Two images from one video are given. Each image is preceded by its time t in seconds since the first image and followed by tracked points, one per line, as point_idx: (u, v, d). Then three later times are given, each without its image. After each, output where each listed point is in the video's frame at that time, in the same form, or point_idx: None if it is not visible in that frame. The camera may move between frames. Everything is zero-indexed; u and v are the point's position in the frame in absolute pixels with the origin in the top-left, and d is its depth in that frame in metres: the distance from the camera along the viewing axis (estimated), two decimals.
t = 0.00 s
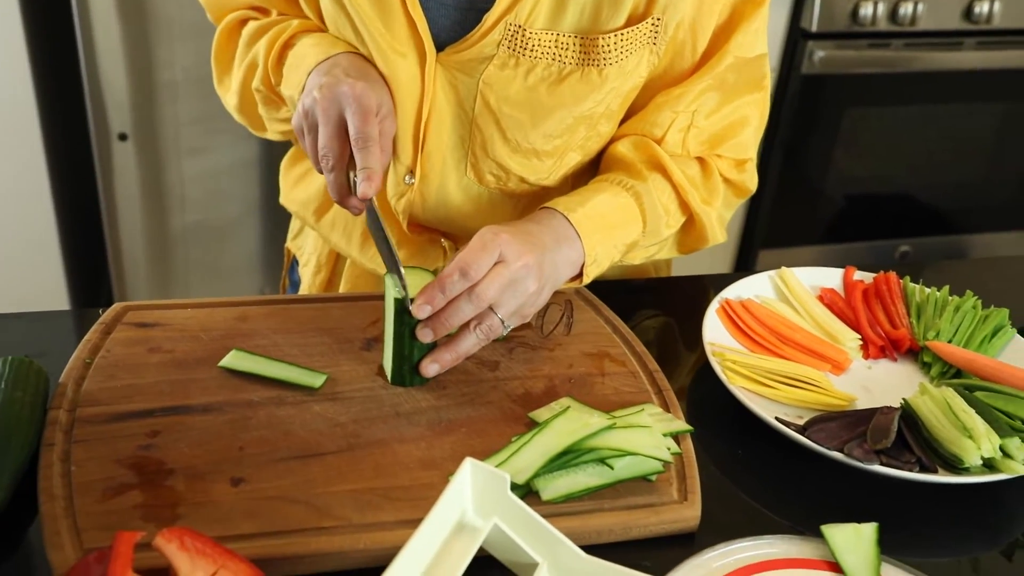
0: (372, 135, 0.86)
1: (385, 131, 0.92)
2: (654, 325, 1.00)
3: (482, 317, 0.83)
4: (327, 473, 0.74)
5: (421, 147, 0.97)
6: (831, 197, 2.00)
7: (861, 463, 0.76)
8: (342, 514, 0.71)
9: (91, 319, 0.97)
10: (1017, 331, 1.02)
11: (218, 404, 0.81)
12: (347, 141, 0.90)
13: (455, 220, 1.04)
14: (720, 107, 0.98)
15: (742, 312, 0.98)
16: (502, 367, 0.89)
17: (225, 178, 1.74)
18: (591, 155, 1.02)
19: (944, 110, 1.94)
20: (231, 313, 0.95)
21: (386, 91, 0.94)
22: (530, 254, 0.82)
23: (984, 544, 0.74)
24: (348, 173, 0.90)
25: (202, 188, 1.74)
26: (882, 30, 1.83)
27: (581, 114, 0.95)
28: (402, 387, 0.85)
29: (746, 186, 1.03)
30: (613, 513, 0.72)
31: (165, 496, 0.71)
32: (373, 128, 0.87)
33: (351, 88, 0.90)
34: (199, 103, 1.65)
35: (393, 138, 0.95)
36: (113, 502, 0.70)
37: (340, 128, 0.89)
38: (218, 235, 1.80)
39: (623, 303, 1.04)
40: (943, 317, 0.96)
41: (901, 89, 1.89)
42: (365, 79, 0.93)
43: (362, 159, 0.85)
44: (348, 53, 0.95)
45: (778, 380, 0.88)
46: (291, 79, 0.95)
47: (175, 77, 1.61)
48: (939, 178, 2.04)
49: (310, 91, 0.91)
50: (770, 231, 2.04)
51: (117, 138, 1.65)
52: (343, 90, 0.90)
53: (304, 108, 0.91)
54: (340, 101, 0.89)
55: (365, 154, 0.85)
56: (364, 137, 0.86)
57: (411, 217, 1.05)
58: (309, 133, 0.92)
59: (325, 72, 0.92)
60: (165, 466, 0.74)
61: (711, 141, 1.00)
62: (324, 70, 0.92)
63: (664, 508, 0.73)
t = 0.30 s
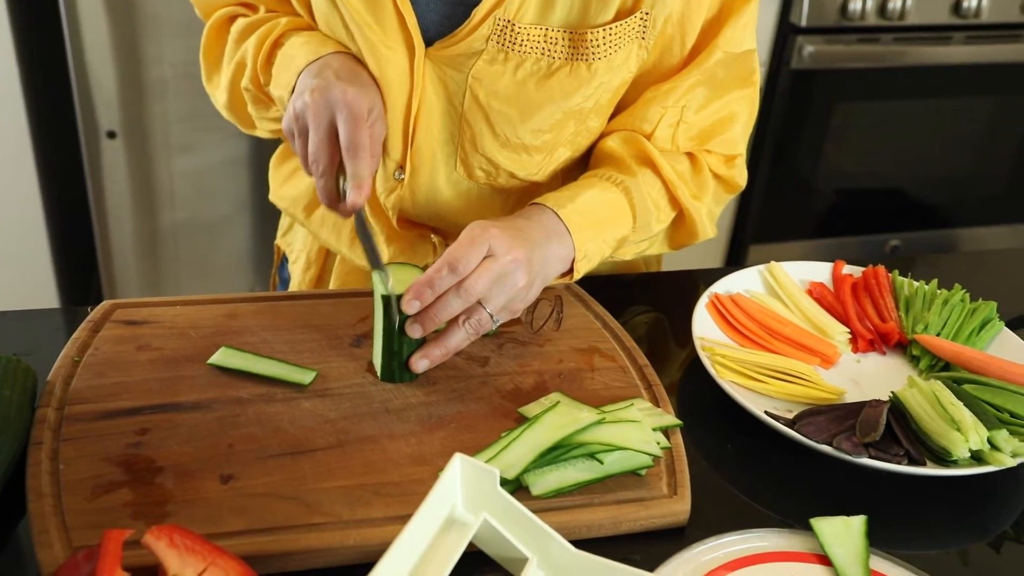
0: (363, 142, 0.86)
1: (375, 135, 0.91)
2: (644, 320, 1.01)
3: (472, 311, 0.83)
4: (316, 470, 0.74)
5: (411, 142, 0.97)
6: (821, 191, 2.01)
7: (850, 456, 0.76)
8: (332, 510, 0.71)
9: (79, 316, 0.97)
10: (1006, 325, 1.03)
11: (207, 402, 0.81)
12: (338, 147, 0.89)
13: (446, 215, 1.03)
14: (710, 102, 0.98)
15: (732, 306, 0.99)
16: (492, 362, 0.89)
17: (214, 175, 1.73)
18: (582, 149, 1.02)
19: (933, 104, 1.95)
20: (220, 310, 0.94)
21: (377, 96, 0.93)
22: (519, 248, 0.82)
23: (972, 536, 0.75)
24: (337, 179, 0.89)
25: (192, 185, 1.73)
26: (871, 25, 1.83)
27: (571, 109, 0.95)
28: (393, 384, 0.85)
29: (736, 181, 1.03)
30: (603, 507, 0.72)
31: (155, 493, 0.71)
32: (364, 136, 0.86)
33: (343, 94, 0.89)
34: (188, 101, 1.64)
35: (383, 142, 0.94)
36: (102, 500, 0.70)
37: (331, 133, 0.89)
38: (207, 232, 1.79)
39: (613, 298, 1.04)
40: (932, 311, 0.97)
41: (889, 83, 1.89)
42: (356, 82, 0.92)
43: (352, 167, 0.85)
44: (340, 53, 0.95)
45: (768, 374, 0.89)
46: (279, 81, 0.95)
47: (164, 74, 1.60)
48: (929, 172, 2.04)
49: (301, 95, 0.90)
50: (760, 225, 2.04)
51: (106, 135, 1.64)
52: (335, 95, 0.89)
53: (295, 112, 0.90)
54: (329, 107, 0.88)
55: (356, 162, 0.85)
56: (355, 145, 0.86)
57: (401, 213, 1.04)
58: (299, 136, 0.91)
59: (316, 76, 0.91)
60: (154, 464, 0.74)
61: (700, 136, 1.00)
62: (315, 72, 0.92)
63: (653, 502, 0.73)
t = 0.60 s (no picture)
0: (348, 185, 0.88)
1: (361, 171, 0.93)
2: (636, 316, 1.01)
3: (463, 310, 0.83)
4: (307, 468, 0.74)
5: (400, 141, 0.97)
6: (813, 187, 2.01)
7: (841, 451, 0.77)
8: (323, 508, 0.70)
9: (69, 315, 0.96)
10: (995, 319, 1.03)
11: (197, 400, 0.81)
12: (323, 186, 0.91)
13: (437, 214, 1.03)
14: (700, 99, 0.98)
15: (722, 302, 0.99)
16: (483, 359, 0.89)
17: (205, 173, 1.72)
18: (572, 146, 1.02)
19: (924, 100, 1.95)
20: (210, 309, 0.94)
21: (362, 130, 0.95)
22: (509, 245, 0.82)
23: (962, 529, 0.75)
24: (325, 219, 0.92)
25: (182, 184, 1.73)
26: (862, 21, 1.84)
27: (560, 106, 0.95)
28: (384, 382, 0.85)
29: (726, 179, 1.03)
30: (595, 503, 0.72)
31: (145, 493, 0.71)
32: (349, 178, 0.88)
33: (328, 134, 0.90)
34: (177, 99, 1.64)
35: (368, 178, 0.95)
36: (92, 499, 0.70)
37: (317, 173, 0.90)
38: (197, 231, 1.79)
39: (605, 295, 1.04)
40: (922, 305, 0.97)
41: (880, 79, 1.90)
42: (340, 119, 0.93)
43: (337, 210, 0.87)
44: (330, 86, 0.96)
45: (759, 370, 0.89)
46: (267, 110, 0.96)
47: (154, 72, 1.60)
48: (920, 167, 2.05)
49: (286, 134, 0.91)
50: (752, 221, 2.05)
51: (96, 134, 1.64)
52: (320, 136, 0.90)
53: (281, 151, 0.91)
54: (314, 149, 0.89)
55: (343, 207, 0.87)
56: (340, 187, 0.88)
57: (392, 212, 1.04)
58: (286, 174, 0.93)
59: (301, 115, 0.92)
60: (144, 463, 0.74)
61: (690, 133, 1.00)
62: (300, 108, 0.93)
63: (645, 498, 0.73)
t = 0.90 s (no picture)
0: (332, 207, 0.89)
1: (344, 190, 0.96)
2: (631, 315, 1.01)
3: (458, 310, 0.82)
4: (303, 468, 0.74)
5: (395, 140, 0.97)
6: (806, 184, 2.01)
7: (836, 448, 0.77)
8: (319, 508, 0.70)
9: (63, 317, 0.96)
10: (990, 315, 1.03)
11: (191, 401, 0.81)
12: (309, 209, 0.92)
13: (433, 213, 1.03)
14: (694, 96, 0.99)
15: (717, 300, 0.99)
16: (478, 358, 0.89)
17: (199, 173, 1.72)
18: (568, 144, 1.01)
19: (917, 97, 1.96)
20: (204, 309, 0.94)
21: (344, 151, 0.97)
22: (505, 245, 0.82)
23: (957, 526, 0.75)
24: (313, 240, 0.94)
25: (176, 184, 1.72)
26: (854, 18, 1.84)
27: (555, 104, 0.95)
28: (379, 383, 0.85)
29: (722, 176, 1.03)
30: (591, 502, 0.72)
31: (140, 493, 0.71)
32: (333, 200, 0.90)
33: (308, 158, 0.92)
34: (169, 99, 1.63)
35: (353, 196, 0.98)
36: (87, 501, 0.70)
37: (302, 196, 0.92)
38: (190, 231, 1.78)
39: (600, 293, 1.04)
40: (917, 302, 0.97)
41: (873, 77, 1.90)
42: (323, 142, 0.95)
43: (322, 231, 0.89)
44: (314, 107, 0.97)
45: (754, 367, 0.89)
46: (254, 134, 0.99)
47: (146, 71, 1.59)
48: (914, 164, 2.05)
49: (269, 160, 0.93)
50: (746, 219, 2.05)
51: (88, 134, 1.63)
52: (302, 160, 0.91)
53: (266, 177, 0.93)
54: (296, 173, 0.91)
55: (329, 229, 0.89)
56: (324, 209, 0.89)
57: (387, 211, 1.04)
58: (274, 200, 0.95)
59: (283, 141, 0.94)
60: (139, 464, 0.74)
61: (685, 130, 1.00)
62: (282, 133, 0.94)
63: (641, 496, 0.73)
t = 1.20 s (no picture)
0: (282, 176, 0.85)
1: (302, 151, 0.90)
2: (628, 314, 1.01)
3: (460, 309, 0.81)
4: (299, 469, 0.74)
5: (389, 139, 0.97)
6: (802, 182, 2.01)
7: (833, 447, 0.77)
8: (316, 509, 0.70)
9: (57, 317, 0.95)
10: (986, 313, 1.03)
11: (188, 401, 0.80)
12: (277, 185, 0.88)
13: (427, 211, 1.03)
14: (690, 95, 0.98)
15: (714, 299, 0.99)
16: (474, 358, 0.88)
17: (194, 173, 1.71)
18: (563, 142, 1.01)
19: (913, 95, 1.96)
20: (200, 309, 0.94)
21: (289, 116, 0.91)
22: (497, 228, 0.81)
23: (955, 524, 0.75)
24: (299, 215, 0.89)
25: (170, 184, 1.72)
26: (850, 15, 1.84)
27: (548, 104, 0.95)
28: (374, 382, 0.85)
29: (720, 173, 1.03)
30: (588, 501, 0.72)
31: (137, 494, 0.71)
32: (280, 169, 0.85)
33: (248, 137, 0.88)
34: (164, 99, 1.63)
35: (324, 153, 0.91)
36: (83, 502, 0.69)
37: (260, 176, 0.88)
38: (185, 231, 1.78)
39: (597, 293, 1.04)
40: (913, 300, 0.97)
41: (869, 74, 1.90)
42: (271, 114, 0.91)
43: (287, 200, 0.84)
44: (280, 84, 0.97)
45: (751, 365, 0.89)
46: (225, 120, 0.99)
47: (141, 72, 1.59)
48: (910, 162, 2.06)
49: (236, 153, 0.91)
50: (743, 217, 2.04)
51: (81, 134, 1.63)
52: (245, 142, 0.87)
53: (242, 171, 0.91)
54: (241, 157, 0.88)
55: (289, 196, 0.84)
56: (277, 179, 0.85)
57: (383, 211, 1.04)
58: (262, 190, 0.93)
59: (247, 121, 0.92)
60: (135, 465, 0.73)
61: (683, 126, 0.99)
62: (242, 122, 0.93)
63: (638, 495, 0.73)
